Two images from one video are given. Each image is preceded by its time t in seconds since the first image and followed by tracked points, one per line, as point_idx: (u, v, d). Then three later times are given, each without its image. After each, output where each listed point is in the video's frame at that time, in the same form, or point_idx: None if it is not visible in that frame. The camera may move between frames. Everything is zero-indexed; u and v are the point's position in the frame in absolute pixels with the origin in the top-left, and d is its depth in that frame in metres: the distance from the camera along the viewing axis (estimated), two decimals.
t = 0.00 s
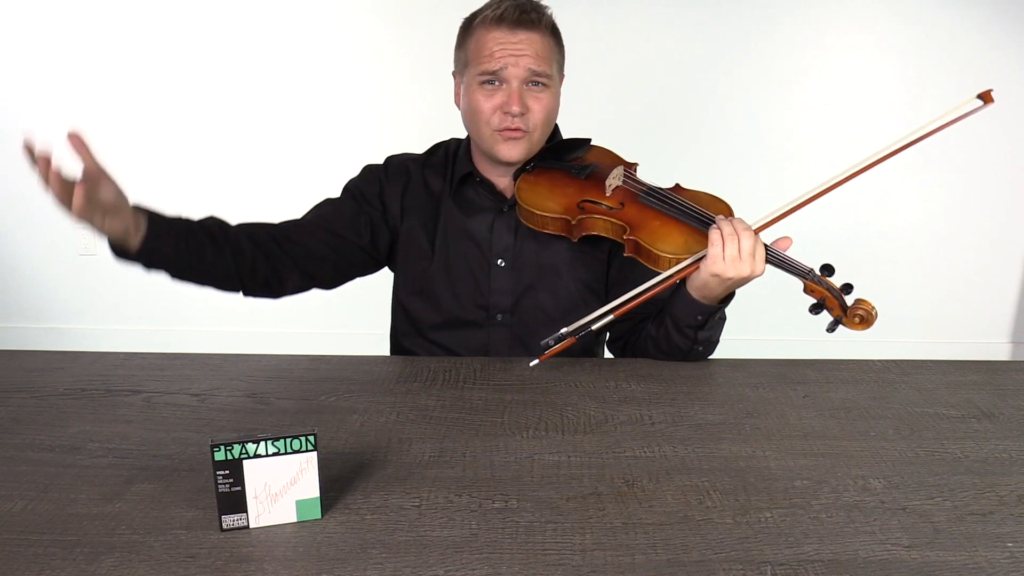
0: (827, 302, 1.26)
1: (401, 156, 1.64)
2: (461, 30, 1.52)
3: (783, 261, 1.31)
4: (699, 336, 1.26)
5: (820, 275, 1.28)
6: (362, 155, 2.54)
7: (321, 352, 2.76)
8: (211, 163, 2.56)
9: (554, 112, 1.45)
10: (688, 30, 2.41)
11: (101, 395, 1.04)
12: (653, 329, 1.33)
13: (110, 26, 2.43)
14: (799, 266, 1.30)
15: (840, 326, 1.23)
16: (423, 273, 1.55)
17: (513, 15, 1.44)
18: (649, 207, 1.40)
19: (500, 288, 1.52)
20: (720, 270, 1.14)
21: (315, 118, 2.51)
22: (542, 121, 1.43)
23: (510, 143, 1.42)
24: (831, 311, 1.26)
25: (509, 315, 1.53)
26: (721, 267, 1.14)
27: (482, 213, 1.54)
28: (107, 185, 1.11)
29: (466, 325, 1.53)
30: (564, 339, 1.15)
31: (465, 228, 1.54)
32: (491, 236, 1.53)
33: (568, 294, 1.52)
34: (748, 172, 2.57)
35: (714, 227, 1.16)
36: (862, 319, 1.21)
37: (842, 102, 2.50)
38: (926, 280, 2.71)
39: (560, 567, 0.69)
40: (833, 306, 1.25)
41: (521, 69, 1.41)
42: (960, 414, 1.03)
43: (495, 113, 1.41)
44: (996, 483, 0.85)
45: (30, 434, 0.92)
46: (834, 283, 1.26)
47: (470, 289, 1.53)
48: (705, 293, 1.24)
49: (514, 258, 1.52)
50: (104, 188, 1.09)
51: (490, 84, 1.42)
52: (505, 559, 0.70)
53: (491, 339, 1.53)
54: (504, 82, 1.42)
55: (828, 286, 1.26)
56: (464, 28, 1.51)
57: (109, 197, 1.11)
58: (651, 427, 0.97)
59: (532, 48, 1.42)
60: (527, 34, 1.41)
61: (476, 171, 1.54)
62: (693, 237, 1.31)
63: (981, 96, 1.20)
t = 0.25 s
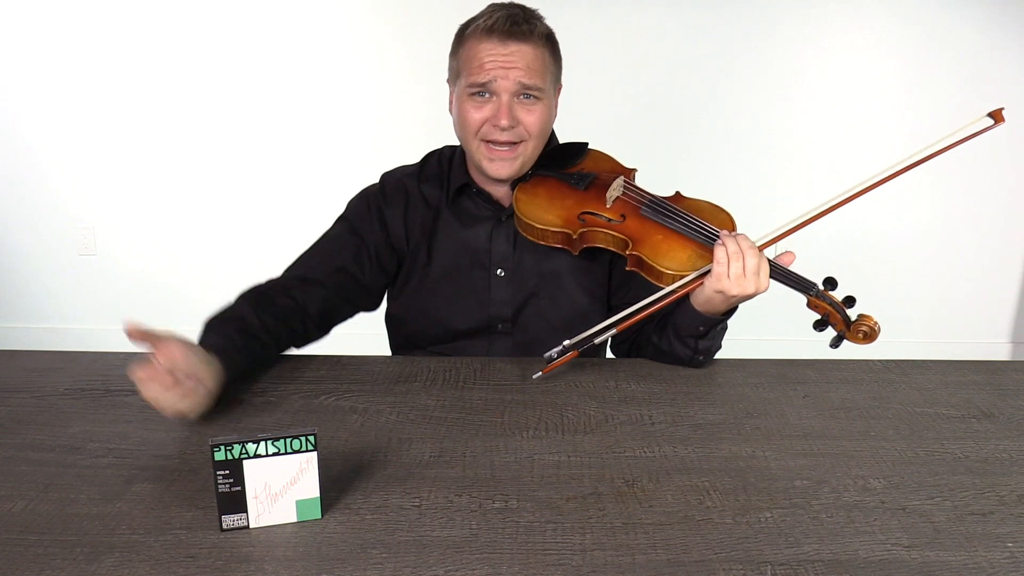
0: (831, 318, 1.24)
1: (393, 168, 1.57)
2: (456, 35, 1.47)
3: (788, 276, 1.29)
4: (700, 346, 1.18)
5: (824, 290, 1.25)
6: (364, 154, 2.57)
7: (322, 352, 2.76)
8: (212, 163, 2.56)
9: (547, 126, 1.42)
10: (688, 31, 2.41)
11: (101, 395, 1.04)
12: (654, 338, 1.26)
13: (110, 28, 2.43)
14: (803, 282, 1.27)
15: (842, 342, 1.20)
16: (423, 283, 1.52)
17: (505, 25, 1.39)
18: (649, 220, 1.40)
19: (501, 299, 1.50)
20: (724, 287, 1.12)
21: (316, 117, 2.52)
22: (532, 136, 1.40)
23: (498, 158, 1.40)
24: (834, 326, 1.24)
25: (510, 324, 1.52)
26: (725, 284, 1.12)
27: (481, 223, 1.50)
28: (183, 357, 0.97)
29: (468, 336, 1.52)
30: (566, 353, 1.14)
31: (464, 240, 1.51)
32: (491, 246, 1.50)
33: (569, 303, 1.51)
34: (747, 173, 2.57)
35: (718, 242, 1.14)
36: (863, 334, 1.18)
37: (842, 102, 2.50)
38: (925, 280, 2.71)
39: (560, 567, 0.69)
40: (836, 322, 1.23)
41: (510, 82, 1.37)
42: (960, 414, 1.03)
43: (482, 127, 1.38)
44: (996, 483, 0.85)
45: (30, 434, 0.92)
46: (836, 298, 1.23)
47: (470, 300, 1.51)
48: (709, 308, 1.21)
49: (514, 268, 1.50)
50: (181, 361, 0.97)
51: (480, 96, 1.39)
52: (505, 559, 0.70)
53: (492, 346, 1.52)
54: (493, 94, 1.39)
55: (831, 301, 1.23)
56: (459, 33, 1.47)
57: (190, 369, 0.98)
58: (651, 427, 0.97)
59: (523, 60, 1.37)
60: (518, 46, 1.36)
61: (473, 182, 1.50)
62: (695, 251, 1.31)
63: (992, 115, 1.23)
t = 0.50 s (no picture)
0: (823, 325, 1.20)
1: (380, 182, 1.57)
2: (439, 43, 1.47)
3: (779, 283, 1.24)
4: (695, 351, 1.17)
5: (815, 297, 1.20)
6: (364, 154, 2.57)
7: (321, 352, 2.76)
8: (211, 162, 2.56)
9: (536, 133, 1.42)
10: (688, 31, 2.41)
11: (101, 395, 1.04)
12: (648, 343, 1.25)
13: (110, 29, 2.43)
14: (794, 289, 1.22)
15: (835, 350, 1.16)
16: (417, 294, 1.53)
17: (487, 33, 1.38)
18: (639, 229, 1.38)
19: (495, 307, 1.50)
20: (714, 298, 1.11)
21: (316, 117, 2.52)
22: (520, 144, 1.41)
23: (488, 168, 1.41)
24: (827, 333, 1.20)
25: (506, 332, 1.51)
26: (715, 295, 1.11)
27: (473, 231, 1.50)
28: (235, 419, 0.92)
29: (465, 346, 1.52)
30: (557, 359, 1.11)
31: (455, 250, 1.50)
32: (483, 255, 1.50)
33: (564, 308, 1.51)
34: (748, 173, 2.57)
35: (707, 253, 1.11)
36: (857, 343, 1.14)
37: (842, 103, 2.50)
38: (925, 280, 2.71)
39: (560, 567, 0.69)
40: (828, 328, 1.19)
41: (495, 91, 1.37)
42: (960, 414, 1.03)
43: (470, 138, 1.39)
44: (996, 483, 0.85)
45: (30, 434, 0.92)
46: (828, 305, 1.18)
47: (464, 309, 1.51)
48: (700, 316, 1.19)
49: (507, 276, 1.49)
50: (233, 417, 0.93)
51: (466, 106, 1.39)
52: (506, 558, 0.70)
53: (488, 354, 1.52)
54: (479, 104, 1.39)
55: (823, 309, 1.18)
56: (442, 40, 1.46)
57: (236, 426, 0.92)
58: (651, 427, 0.97)
59: (507, 69, 1.37)
60: (501, 55, 1.36)
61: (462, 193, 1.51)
62: (686, 259, 1.29)
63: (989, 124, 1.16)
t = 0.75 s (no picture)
0: (816, 328, 1.19)
1: (374, 184, 1.58)
2: (425, 47, 1.47)
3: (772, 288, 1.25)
4: (691, 353, 1.16)
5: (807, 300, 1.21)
6: (364, 154, 2.57)
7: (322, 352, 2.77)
8: (212, 163, 2.56)
9: (529, 129, 1.43)
10: (688, 31, 2.41)
11: (101, 395, 1.04)
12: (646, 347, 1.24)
13: (110, 29, 2.43)
14: (787, 292, 1.23)
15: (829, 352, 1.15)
16: (411, 296, 1.53)
17: (474, 33, 1.38)
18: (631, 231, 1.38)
19: (489, 308, 1.50)
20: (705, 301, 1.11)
21: (316, 117, 2.52)
22: (514, 142, 1.41)
23: (485, 166, 1.41)
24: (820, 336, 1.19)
25: (500, 333, 1.51)
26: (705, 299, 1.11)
27: (466, 233, 1.50)
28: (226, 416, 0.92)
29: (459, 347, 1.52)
30: (547, 359, 1.12)
31: (449, 252, 1.50)
32: (477, 256, 1.49)
33: (560, 309, 1.50)
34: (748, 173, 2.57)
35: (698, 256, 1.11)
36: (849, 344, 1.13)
37: (842, 103, 2.50)
38: (925, 280, 2.71)
39: (560, 567, 0.69)
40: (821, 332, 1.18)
41: (488, 90, 1.37)
42: (960, 414, 1.03)
43: (465, 138, 1.38)
44: (996, 483, 0.85)
45: (30, 434, 0.92)
46: (820, 308, 1.19)
47: (459, 311, 1.51)
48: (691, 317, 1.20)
49: (501, 277, 1.49)
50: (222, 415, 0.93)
51: (459, 107, 1.39)
52: (506, 558, 0.70)
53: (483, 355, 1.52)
54: (472, 104, 1.39)
55: (815, 312, 1.19)
56: (429, 44, 1.46)
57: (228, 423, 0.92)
58: (651, 427, 0.97)
59: (497, 68, 1.37)
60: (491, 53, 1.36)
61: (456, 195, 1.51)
62: (677, 262, 1.29)
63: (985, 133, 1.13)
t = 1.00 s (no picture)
0: (813, 329, 1.19)
1: (376, 183, 1.58)
2: (423, 46, 1.46)
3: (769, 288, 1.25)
4: (689, 353, 1.17)
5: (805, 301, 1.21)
6: (363, 154, 2.57)
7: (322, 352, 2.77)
8: (211, 163, 2.56)
9: (530, 126, 1.43)
10: (688, 31, 2.41)
11: (101, 395, 1.04)
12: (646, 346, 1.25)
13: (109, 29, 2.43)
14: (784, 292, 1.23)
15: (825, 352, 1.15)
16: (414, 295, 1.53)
17: (473, 31, 1.38)
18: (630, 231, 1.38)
19: (490, 308, 1.50)
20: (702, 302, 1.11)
21: (316, 117, 2.52)
22: (517, 138, 1.41)
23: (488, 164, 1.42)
24: (817, 337, 1.19)
25: (501, 332, 1.51)
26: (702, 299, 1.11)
27: (468, 232, 1.50)
28: (255, 414, 0.94)
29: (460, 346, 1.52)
30: (542, 359, 1.11)
31: (450, 250, 1.50)
32: (478, 255, 1.49)
33: (560, 309, 1.50)
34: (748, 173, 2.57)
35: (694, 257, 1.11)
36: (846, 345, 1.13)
37: (842, 102, 2.49)
38: (925, 280, 2.71)
39: (560, 567, 0.69)
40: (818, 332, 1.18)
41: (489, 88, 1.37)
42: (960, 414, 1.03)
43: (468, 136, 1.39)
44: (996, 483, 0.85)
45: (30, 434, 0.92)
46: (817, 308, 1.19)
47: (460, 310, 1.51)
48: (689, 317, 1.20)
49: (502, 276, 1.49)
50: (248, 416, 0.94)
51: (461, 106, 1.39)
52: (506, 558, 0.70)
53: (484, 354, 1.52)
54: (473, 103, 1.39)
55: (812, 312, 1.19)
56: (427, 42, 1.46)
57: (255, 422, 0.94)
58: (651, 427, 0.97)
59: (497, 66, 1.37)
60: (490, 51, 1.36)
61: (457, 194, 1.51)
62: (675, 261, 1.29)
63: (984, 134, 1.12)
